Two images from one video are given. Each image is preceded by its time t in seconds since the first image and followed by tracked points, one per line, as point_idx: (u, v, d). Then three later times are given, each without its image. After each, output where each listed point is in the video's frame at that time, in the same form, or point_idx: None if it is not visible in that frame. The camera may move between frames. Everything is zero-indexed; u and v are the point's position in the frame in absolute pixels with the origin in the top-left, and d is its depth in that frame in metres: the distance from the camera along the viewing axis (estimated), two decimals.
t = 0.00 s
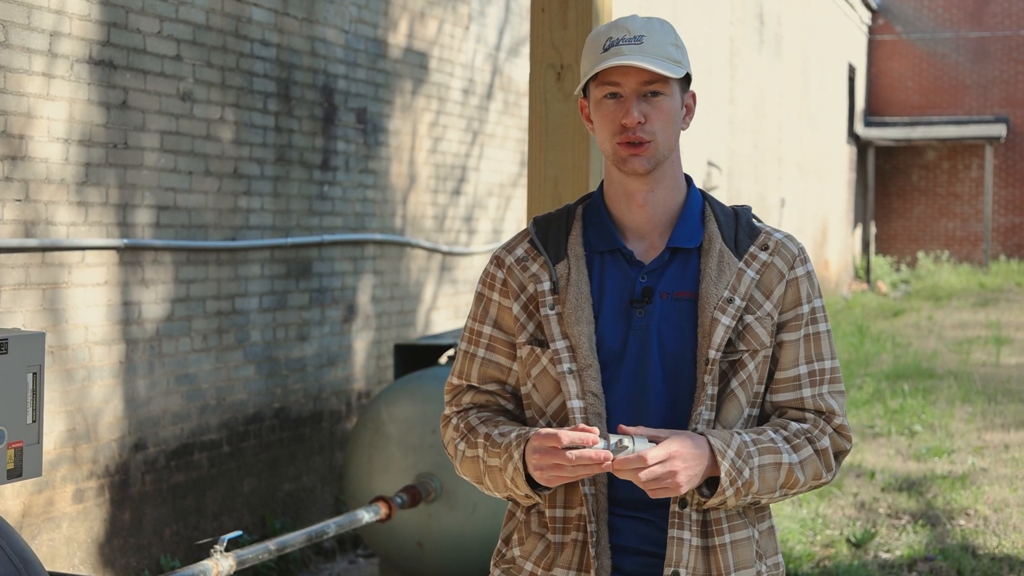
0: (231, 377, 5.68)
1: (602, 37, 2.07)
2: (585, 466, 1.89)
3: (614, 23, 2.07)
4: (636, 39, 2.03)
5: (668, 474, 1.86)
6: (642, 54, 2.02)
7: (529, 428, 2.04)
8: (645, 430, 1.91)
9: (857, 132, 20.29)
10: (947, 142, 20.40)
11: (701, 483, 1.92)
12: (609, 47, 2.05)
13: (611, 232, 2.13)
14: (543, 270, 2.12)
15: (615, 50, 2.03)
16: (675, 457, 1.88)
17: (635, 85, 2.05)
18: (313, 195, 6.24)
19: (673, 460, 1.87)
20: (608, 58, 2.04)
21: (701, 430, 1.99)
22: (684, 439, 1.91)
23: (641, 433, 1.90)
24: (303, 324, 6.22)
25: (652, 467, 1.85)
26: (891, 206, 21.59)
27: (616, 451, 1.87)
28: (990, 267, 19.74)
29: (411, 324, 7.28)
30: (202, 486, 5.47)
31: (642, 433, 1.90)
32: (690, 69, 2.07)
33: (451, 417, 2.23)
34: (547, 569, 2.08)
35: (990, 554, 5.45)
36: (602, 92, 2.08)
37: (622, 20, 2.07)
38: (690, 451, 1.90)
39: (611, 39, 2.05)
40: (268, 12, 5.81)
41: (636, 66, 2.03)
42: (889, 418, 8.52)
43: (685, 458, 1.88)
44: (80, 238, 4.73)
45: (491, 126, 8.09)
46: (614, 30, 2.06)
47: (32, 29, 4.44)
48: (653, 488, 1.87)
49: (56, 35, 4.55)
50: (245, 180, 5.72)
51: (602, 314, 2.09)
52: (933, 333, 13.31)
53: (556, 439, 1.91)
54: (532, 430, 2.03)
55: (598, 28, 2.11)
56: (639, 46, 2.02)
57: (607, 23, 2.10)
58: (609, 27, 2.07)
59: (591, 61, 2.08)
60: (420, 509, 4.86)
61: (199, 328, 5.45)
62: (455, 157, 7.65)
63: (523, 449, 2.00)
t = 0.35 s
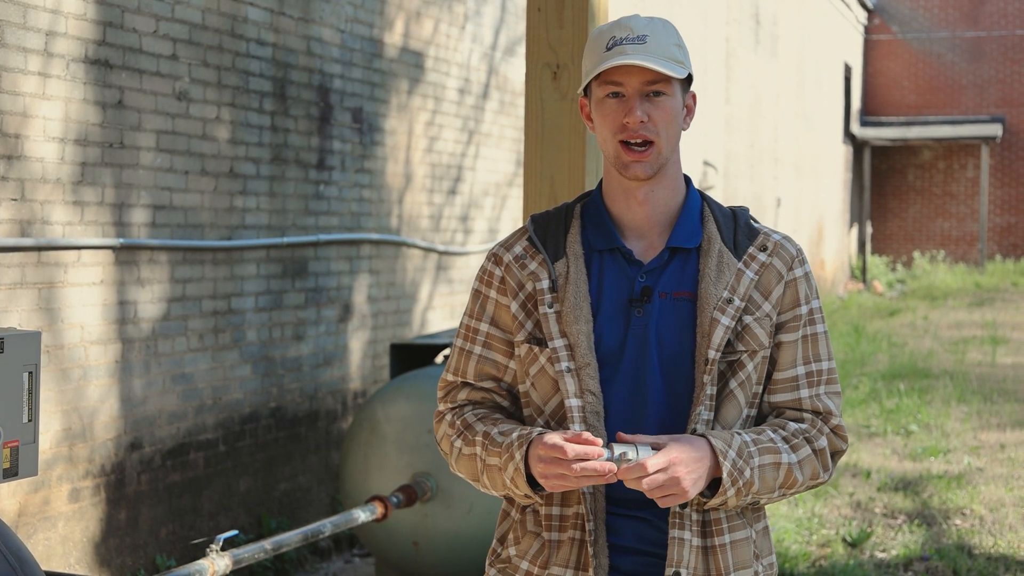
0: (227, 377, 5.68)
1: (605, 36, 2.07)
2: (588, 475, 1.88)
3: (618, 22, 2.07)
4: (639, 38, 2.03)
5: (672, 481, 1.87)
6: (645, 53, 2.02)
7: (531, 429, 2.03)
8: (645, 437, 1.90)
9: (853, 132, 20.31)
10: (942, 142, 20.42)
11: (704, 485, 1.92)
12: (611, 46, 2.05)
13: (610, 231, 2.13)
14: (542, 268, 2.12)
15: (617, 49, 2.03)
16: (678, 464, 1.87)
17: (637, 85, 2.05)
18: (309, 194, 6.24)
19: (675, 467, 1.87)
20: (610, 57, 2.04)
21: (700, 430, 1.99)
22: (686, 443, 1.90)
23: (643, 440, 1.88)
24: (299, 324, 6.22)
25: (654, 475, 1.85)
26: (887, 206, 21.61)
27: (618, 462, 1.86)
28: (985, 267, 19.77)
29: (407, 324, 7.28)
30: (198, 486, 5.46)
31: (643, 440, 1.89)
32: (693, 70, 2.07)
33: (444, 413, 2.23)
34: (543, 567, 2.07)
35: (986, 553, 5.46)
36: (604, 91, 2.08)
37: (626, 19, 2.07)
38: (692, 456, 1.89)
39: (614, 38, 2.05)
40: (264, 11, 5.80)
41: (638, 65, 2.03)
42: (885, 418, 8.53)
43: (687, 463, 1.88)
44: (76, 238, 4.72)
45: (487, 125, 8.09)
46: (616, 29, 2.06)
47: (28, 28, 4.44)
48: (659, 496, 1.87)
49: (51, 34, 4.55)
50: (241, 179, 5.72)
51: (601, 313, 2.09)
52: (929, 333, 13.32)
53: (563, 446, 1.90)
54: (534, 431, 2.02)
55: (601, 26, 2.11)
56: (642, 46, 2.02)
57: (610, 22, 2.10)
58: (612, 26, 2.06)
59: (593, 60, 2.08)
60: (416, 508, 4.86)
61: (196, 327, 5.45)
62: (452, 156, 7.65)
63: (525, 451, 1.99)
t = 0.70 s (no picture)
0: (225, 377, 5.67)
1: (606, 36, 2.07)
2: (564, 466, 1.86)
3: (619, 22, 2.07)
4: (638, 39, 2.03)
5: (673, 484, 1.85)
6: (644, 55, 2.01)
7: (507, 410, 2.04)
8: (652, 434, 1.88)
9: (851, 131, 20.32)
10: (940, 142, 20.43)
11: (709, 487, 1.91)
12: (612, 46, 2.05)
13: (607, 230, 2.12)
14: (539, 267, 2.12)
15: (617, 49, 2.04)
16: (679, 467, 1.86)
17: (636, 86, 2.05)
18: (307, 194, 6.24)
19: (678, 470, 1.86)
20: (610, 56, 2.04)
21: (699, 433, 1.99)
22: (691, 446, 1.89)
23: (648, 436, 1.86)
24: (297, 324, 6.21)
25: (656, 477, 1.84)
26: (884, 206, 21.62)
27: (624, 458, 1.84)
28: (982, 267, 19.78)
29: (405, 324, 7.28)
30: (196, 485, 5.46)
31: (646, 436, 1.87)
32: (693, 71, 2.07)
33: (434, 407, 2.22)
34: (540, 567, 2.07)
35: (984, 553, 5.46)
36: (603, 90, 2.07)
37: (627, 19, 2.07)
38: (695, 458, 1.88)
39: (614, 37, 2.05)
40: (262, 11, 5.80)
41: (637, 66, 2.03)
42: (882, 418, 8.53)
43: (689, 467, 1.87)
44: (74, 237, 4.72)
45: (485, 125, 8.09)
46: (617, 29, 2.06)
47: (27, 28, 4.43)
48: (659, 496, 1.86)
49: (49, 33, 4.54)
50: (239, 179, 5.71)
51: (598, 313, 2.09)
52: (927, 333, 13.33)
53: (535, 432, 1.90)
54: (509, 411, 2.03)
55: (603, 25, 2.11)
56: (641, 47, 2.02)
57: (612, 21, 2.09)
58: (613, 25, 2.06)
59: (594, 59, 2.08)
60: (414, 508, 4.86)
61: (193, 327, 5.44)
62: (450, 156, 7.65)
63: (496, 429, 2.00)
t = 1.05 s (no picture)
0: (223, 376, 5.67)
1: (605, 34, 2.06)
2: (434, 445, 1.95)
3: (617, 19, 2.06)
4: (638, 36, 2.02)
5: (746, 491, 1.83)
6: (644, 52, 2.01)
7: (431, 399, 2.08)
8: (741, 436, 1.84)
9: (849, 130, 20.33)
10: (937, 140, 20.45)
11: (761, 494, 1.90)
12: (610, 43, 2.04)
13: (603, 228, 2.12)
14: (534, 265, 2.12)
15: (617, 46, 2.03)
16: (756, 478, 1.84)
17: (635, 83, 2.05)
18: (304, 193, 6.23)
19: (755, 479, 1.84)
20: (609, 54, 2.03)
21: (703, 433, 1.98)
22: (763, 454, 1.88)
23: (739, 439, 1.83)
24: (294, 323, 6.21)
25: (740, 482, 1.82)
26: (882, 204, 21.63)
27: (725, 458, 1.78)
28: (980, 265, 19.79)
29: (403, 323, 7.27)
30: (194, 485, 5.45)
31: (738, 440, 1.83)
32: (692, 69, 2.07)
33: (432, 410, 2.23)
34: (536, 566, 2.08)
35: (982, 551, 5.46)
36: (601, 88, 2.07)
37: (625, 17, 2.07)
38: (764, 465, 1.86)
39: (612, 35, 2.04)
40: (259, 10, 5.79)
41: (637, 64, 2.03)
42: (880, 416, 8.53)
43: (762, 476, 1.86)
44: (72, 237, 4.71)
45: (482, 124, 8.08)
46: (616, 26, 2.05)
47: (23, 27, 4.43)
48: (724, 497, 1.84)
49: (46, 33, 4.54)
50: (236, 178, 5.70)
51: (595, 311, 2.09)
52: (924, 331, 13.33)
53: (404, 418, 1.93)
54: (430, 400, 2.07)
55: (599, 23, 2.10)
56: (641, 44, 2.02)
57: (609, 20, 2.09)
58: (611, 23, 2.06)
59: (591, 57, 2.07)
60: (412, 507, 4.86)
61: (191, 327, 5.44)
62: (447, 155, 7.64)
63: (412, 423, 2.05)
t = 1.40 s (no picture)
0: (222, 375, 5.66)
1: (597, 30, 2.07)
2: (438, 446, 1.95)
3: (610, 15, 2.07)
4: (630, 32, 2.02)
5: (740, 493, 1.84)
6: (635, 48, 2.01)
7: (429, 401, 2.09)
8: (728, 438, 1.84)
9: (847, 127, 20.32)
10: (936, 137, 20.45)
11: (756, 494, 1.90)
12: (602, 39, 2.05)
13: (600, 225, 2.12)
14: (531, 263, 2.12)
15: (607, 43, 2.03)
16: (750, 479, 1.84)
17: (627, 80, 2.04)
18: (303, 192, 6.23)
19: (749, 481, 1.84)
20: (600, 50, 2.04)
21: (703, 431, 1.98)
22: (755, 454, 1.87)
23: (727, 442, 1.83)
24: (293, 321, 6.20)
25: (732, 485, 1.82)
26: (880, 200, 21.63)
27: (713, 463, 1.78)
28: (979, 261, 19.80)
29: (402, 321, 7.27)
30: (193, 484, 5.45)
31: (724, 443, 1.83)
32: (684, 64, 2.06)
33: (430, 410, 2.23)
34: (536, 565, 2.07)
35: (982, 547, 5.46)
36: (594, 85, 2.07)
37: (618, 13, 2.07)
38: (758, 465, 1.86)
39: (605, 31, 2.05)
40: (257, 8, 5.79)
41: (628, 60, 2.02)
42: (880, 413, 8.54)
43: (756, 477, 1.86)
44: (70, 236, 4.71)
45: (481, 122, 8.07)
46: (609, 22, 2.05)
47: (21, 26, 4.42)
48: (720, 502, 1.84)
49: (43, 32, 4.53)
50: (234, 177, 5.70)
51: (593, 310, 2.08)
52: (923, 328, 13.33)
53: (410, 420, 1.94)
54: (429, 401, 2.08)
55: (594, 19, 2.10)
56: (632, 39, 2.01)
57: (602, 16, 2.09)
58: (604, 19, 2.06)
59: (584, 53, 2.07)
60: (412, 506, 4.86)
61: (190, 325, 5.43)
62: (446, 153, 7.64)
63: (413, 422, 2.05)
